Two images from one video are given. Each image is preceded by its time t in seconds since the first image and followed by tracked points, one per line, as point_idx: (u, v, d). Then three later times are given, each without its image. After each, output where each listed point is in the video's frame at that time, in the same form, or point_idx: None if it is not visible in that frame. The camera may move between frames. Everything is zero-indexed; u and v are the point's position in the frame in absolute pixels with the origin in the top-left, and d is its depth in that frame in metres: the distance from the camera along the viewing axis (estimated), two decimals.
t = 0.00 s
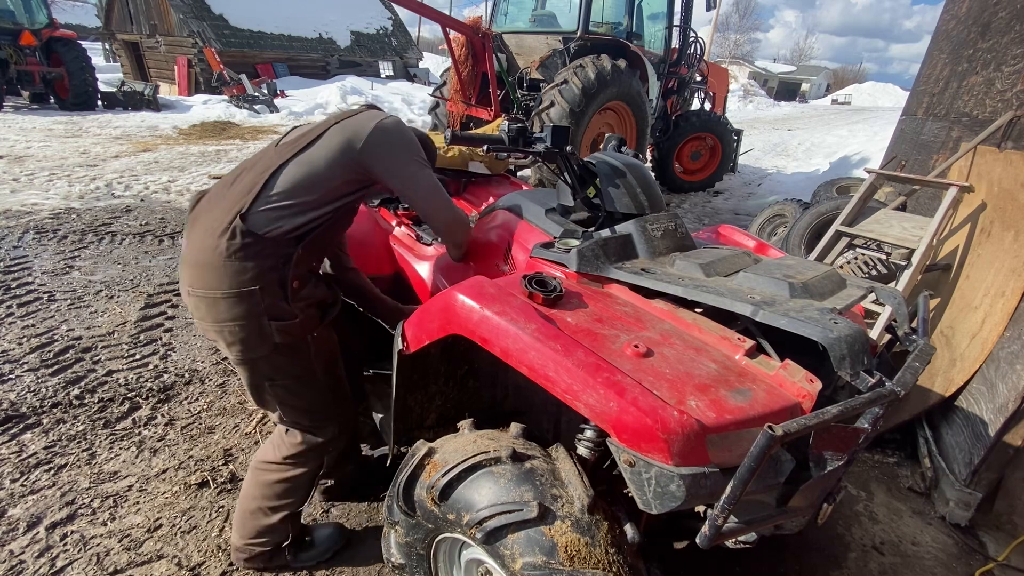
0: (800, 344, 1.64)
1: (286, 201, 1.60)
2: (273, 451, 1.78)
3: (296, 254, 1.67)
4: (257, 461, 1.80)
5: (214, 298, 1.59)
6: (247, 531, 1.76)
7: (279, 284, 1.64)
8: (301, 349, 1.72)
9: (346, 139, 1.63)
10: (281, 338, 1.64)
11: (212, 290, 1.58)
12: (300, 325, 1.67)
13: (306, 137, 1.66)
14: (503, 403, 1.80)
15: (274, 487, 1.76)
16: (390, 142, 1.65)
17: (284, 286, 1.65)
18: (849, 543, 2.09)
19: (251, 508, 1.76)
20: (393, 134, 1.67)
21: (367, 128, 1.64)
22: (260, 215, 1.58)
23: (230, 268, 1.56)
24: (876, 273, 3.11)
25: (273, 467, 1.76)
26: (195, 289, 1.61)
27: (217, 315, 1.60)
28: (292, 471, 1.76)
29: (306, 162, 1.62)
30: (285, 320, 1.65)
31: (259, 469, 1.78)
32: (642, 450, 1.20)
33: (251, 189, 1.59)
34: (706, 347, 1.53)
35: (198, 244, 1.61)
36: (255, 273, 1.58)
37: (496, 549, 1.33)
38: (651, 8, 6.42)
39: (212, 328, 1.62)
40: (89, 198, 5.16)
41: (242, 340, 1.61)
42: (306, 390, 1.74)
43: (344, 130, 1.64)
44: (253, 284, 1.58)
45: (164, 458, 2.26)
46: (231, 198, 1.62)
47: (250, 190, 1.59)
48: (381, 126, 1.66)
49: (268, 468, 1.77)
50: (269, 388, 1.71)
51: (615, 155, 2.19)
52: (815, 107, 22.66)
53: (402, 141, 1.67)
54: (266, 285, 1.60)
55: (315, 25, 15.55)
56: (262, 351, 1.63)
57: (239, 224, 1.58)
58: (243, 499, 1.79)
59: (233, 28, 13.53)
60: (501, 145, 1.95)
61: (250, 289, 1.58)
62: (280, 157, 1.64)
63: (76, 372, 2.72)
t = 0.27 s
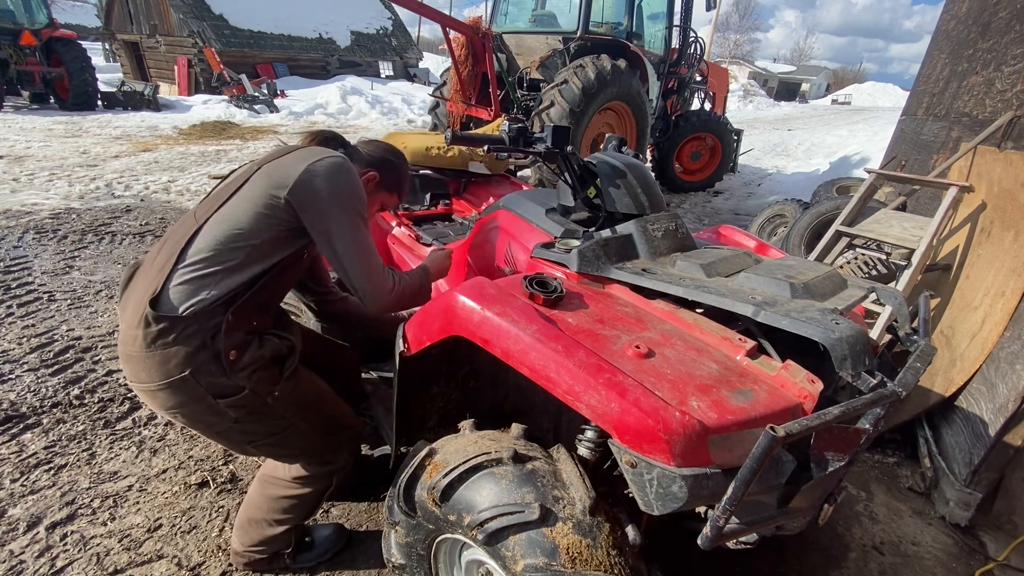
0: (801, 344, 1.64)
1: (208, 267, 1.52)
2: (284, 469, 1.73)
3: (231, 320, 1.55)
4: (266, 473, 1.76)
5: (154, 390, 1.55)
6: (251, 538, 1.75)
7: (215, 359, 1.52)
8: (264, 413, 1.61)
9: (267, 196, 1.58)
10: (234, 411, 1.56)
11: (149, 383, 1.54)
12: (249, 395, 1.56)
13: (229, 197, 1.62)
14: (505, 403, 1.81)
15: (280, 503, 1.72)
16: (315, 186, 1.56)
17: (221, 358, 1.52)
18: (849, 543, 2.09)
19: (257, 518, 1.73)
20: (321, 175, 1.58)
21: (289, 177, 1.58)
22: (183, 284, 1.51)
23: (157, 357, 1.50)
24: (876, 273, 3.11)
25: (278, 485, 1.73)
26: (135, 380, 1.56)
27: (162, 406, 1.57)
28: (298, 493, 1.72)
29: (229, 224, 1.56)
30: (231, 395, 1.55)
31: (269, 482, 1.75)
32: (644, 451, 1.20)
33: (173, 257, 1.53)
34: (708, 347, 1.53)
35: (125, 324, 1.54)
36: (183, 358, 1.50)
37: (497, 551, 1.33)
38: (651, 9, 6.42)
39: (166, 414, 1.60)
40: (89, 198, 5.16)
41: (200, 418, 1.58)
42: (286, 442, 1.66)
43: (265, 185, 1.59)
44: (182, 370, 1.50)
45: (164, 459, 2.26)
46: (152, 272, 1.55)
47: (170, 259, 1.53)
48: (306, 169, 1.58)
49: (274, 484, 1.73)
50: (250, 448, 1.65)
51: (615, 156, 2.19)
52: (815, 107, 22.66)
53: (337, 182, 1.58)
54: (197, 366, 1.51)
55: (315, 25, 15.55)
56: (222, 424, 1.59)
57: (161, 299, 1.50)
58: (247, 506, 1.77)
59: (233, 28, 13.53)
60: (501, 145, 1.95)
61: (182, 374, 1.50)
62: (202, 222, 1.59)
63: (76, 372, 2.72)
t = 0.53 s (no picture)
0: (802, 344, 1.63)
1: (158, 299, 1.43)
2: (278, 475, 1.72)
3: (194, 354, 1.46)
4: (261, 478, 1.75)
5: (126, 432, 1.49)
6: (250, 539, 1.74)
7: (186, 394, 1.46)
8: (249, 438, 1.56)
9: (212, 214, 1.43)
10: (216, 441, 1.53)
11: (117, 424, 1.48)
12: (227, 426, 1.51)
13: (177, 216, 1.48)
14: (506, 403, 1.80)
15: (276, 507, 1.71)
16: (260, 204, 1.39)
17: (192, 393, 1.46)
18: (849, 543, 2.09)
19: (255, 520, 1.73)
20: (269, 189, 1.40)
21: (234, 193, 1.41)
22: (135, 319, 1.41)
23: (122, 401, 1.43)
24: (876, 273, 3.10)
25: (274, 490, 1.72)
26: (102, 421, 1.50)
27: (140, 445, 1.52)
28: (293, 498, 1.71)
29: (176, 250, 1.44)
30: (209, 426, 1.51)
31: (265, 486, 1.74)
32: (645, 451, 1.20)
33: (124, 286, 1.44)
34: (708, 347, 1.53)
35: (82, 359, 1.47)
36: (151, 399, 1.43)
37: (497, 551, 1.33)
38: (651, 9, 6.42)
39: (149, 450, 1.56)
40: (89, 198, 5.16)
41: (182, 451, 1.54)
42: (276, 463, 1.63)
43: (210, 202, 1.44)
44: (152, 411, 1.44)
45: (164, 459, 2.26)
46: (104, 305, 1.46)
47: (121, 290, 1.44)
48: (254, 183, 1.41)
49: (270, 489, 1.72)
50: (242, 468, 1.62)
51: (615, 156, 2.19)
52: (815, 107, 22.66)
53: (280, 200, 1.40)
54: (167, 405, 1.45)
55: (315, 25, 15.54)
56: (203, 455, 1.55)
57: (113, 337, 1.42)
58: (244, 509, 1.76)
59: (233, 28, 13.54)
60: (501, 145, 1.94)
61: (151, 417, 1.45)
62: (152, 246, 1.47)
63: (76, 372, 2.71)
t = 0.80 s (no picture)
0: (802, 344, 1.63)
1: (155, 303, 1.42)
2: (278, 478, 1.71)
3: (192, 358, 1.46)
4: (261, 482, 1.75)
5: (120, 439, 1.49)
6: (251, 541, 1.75)
7: (181, 400, 1.46)
8: (246, 444, 1.56)
9: (209, 218, 1.42)
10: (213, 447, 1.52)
11: (111, 429, 1.47)
12: (225, 432, 1.51)
13: (174, 219, 1.47)
14: (506, 402, 1.79)
15: (276, 509, 1.71)
16: (256, 209, 1.38)
17: (188, 399, 1.46)
18: (849, 543, 2.09)
19: (255, 523, 1.72)
20: (266, 193, 1.39)
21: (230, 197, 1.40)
22: (131, 323, 1.41)
23: (116, 406, 1.43)
24: (876, 273, 3.11)
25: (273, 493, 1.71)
26: (98, 426, 1.49)
27: (135, 452, 1.52)
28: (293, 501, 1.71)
29: (173, 254, 1.43)
30: (206, 433, 1.51)
31: (264, 489, 1.74)
32: (645, 451, 1.20)
33: (121, 289, 1.44)
34: (709, 347, 1.53)
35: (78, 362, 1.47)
36: (145, 405, 1.43)
37: (497, 551, 1.33)
38: (650, 8, 6.42)
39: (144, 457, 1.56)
40: (89, 198, 5.16)
41: (178, 457, 1.54)
42: (276, 469, 1.63)
43: (207, 206, 1.42)
44: (147, 418, 1.44)
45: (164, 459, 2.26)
46: (101, 308, 1.46)
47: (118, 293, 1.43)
48: (251, 188, 1.40)
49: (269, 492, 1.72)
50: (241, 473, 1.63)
51: (615, 155, 2.19)
52: (815, 107, 22.66)
53: (276, 204, 1.38)
54: (162, 412, 1.45)
55: (315, 25, 15.54)
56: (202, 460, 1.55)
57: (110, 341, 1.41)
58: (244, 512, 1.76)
59: (233, 28, 13.56)
60: (501, 145, 1.94)
61: (147, 422, 1.44)
62: (149, 250, 1.47)
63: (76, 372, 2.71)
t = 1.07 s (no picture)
0: (802, 344, 1.63)
1: (150, 284, 1.40)
2: (269, 476, 1.71)
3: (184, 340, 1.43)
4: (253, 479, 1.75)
5: (104, 419, 1.46)
6: (246, 538, 1.75)
7: (170, 383, 1.43)
8: (232, 432, 1.54)
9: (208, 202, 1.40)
10: (198, 434, 1.49)
11: (98, 409, 1.44)
12: (213, 419, 1.49)
13: (174, 202, 1.45)
14: (506, 403, 1.80)
15: (269, 508, 1.71)
16: (260, 196, 1.35)
17: (178, 382, 1.44)
18: (849, 543, 2.09)
19: (248, 522, 1.73)
20: (270, 180, 1.36)
21: (232, 181, 1.38)
22: (124, 304, 1.39)
23: (103, 383, 1.40)
24: (876, 273, 3.10)
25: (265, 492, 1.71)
26: (83, 405, 1.46)
27: (119, 432, 1.49)
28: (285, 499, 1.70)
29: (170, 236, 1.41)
30: (193, 419, 1.48)
31: (255, 488, 1.73)
32: (644, 451, 1.20)
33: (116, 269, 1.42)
34: (708, 347, 1.53)
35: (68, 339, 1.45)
36: (133, 384, 1.40)
37: (497, 551, 1.33)
38: (651, 8, 6.42)
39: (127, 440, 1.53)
40: (90, 198, 5.16)
41: (162, 442, 1.51)
42: (262, 459, 1.61)
43: (207, 190, 1.40)
44: (135, 398, 1.41)
45: (164, 459, 2.26)
46: (94, 286, 1.44)
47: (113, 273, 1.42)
48: (254, 174, 1.37)
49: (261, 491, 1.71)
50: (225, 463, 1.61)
51: (614, 156, 2.18)
52: (815, 107, 22.66)
53: (282, 191, 1.36)
54: (151, 393, 1.42)
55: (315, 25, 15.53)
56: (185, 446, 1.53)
57: (101, 318, 1.40)
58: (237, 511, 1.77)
59: (233, 28, 13.58)
60: (501, 145, 1.94)
61: (135, 402, 1.41)
62: (148, 231, 1.45)
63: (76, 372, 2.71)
